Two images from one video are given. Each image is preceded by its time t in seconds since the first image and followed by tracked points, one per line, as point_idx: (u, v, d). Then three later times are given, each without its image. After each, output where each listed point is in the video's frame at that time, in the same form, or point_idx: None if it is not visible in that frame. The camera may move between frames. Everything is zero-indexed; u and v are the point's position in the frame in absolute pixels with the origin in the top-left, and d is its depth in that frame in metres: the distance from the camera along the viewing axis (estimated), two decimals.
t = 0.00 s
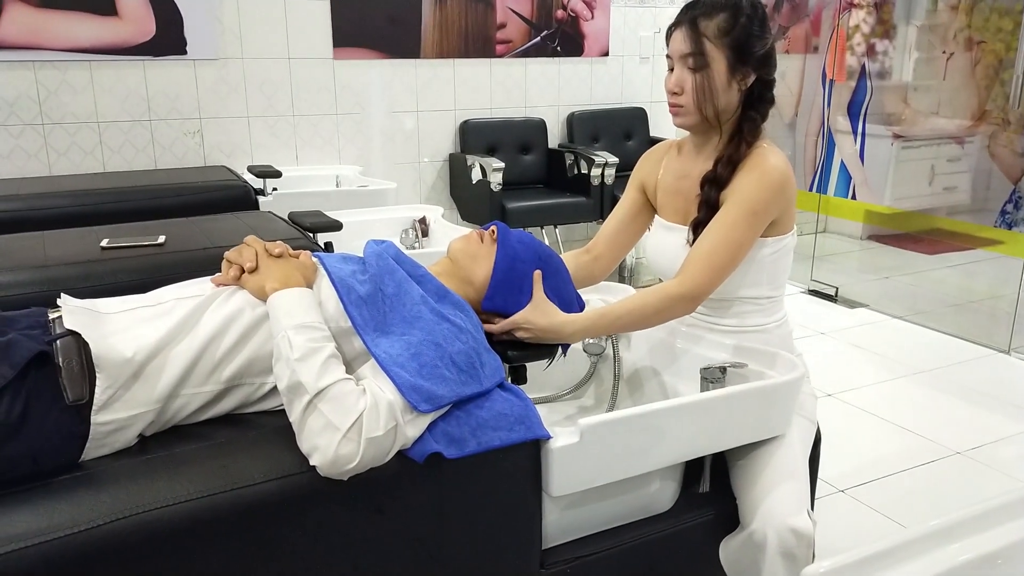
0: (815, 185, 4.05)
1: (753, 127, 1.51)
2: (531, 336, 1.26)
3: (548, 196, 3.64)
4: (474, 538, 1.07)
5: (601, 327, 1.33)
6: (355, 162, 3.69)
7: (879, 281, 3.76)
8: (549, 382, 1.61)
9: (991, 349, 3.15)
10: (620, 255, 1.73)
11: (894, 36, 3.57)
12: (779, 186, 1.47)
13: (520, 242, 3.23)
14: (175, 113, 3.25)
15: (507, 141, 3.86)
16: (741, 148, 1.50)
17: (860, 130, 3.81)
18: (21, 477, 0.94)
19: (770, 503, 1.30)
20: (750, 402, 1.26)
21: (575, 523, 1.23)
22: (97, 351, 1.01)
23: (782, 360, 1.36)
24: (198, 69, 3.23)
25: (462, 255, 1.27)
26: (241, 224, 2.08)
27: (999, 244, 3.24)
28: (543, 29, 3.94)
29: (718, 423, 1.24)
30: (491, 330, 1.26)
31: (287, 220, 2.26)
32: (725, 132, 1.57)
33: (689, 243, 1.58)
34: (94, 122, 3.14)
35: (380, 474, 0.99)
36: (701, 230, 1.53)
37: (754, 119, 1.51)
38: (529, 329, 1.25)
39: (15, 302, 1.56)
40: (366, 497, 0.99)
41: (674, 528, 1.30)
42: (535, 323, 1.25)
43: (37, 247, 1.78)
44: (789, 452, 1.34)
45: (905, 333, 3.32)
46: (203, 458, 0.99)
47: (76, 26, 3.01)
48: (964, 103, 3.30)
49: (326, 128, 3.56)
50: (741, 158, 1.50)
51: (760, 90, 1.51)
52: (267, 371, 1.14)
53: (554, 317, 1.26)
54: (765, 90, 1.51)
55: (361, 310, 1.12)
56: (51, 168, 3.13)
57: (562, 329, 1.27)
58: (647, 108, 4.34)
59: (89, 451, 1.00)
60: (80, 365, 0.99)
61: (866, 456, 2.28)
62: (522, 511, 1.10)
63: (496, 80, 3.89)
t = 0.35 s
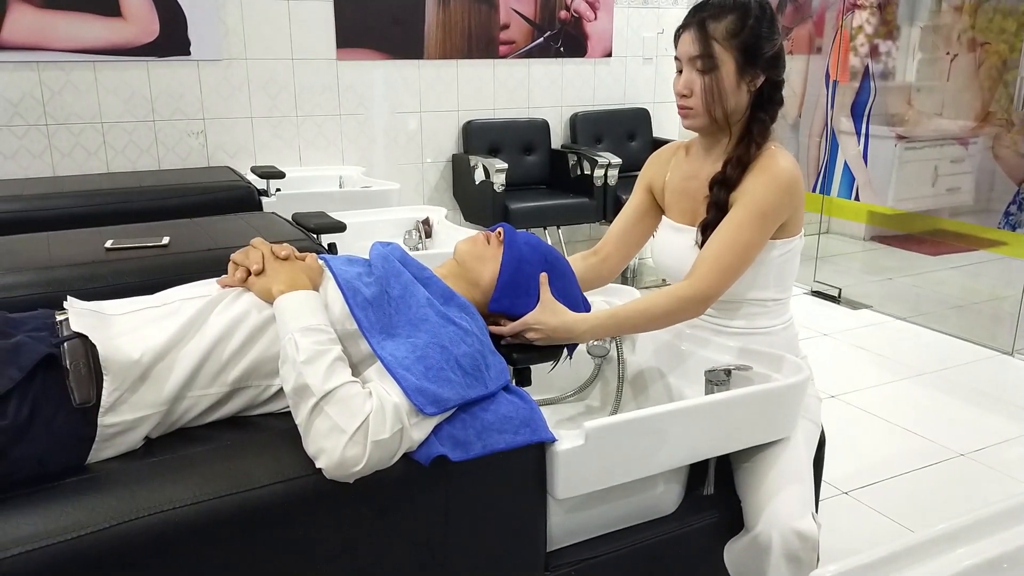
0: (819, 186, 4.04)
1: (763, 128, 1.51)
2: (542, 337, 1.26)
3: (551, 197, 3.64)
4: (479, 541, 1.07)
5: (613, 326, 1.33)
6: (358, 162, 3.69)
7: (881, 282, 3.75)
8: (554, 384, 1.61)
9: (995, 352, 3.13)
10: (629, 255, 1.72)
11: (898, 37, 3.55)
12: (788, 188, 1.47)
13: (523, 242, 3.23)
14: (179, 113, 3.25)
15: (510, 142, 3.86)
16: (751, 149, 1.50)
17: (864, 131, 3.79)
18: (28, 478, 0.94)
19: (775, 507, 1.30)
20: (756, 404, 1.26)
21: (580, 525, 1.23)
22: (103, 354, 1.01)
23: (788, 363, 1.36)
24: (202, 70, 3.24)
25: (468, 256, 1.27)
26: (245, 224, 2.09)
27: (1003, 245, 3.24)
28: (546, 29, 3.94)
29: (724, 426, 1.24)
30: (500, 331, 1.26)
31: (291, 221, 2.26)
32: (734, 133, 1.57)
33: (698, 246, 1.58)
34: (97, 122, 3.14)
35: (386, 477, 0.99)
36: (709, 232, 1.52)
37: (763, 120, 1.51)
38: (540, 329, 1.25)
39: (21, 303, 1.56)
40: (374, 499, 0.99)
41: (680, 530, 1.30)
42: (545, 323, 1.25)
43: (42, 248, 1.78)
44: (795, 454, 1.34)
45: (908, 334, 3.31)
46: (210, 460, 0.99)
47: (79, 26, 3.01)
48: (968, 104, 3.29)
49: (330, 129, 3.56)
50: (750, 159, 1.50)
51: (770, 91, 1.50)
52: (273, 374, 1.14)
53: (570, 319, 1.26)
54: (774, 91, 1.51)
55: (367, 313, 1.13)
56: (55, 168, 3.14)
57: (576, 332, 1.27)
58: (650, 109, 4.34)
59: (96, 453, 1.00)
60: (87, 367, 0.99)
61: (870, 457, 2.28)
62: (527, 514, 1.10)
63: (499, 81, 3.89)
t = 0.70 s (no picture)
0: (823, 187, 4.00)
1: (761, 133, 1.51)
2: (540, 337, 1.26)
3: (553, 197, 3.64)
4: (485, 545, 1.06)
5: (612, 331, 1.32)
6: (361, 162, 3.69)
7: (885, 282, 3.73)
8: (558, 385, 1.61)
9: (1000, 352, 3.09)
10: (629, 257, 1.72)
11: (901, 37, 3.56)
12: (788, 194, 1.46)
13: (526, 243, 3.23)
14: (182, 113, 3.25)
15: (513, 142, 3.86)
16: (749, 154, 1.50)
17: (868, 132, 3.78)
18: (32, 481, 0.94)
19: (780, 509, 1.30)
20: (760, 407, 1.26)
21: (586, 528, 1.23)
22: (105, 357, 1.01)
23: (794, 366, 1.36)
24: (205, 70, 3.24)
25: (471, 256, 1.27)
26: (249, 225, 2.08)
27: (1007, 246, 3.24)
28: (549, 29, 3.93)
29: (728, 429, 1.23)
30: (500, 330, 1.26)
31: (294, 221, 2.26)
32: (733, 137, 1.56)
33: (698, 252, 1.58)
34: (100, 123, 3.14)
35: (390, 480, 0.99)
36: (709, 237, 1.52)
37: (762, 124, 1.51)
38: (538, 328, 1.24)
39: (25, 303, 1.56)
40: (378, 504, 0.99)
41: (685, 534, 1.30)
42: (543, 323, 1.24)
43: (45, 249, 1.78)
44: (800, 457, 1.34)
45: (911, 334, 3.30)
46: (214, 463, 0.99)
47: (83, 26, 3.01)
48: (972, 104, 3.28)
49: (333, 129, 3.56)
50: (749, 164, 1.50)
51: (770, 94, 1.50)
52: (277, 377, 1.13)
53: (564, 321, 1.25)
54: (774, 95, 1.50)
55: (371, 316, 1.12)
56: (58, 168, 3.14)
57: (569, 334, 1.26)
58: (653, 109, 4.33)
59: (101, 457, 1.00)
60: (91, 370, 0.99)
61: (874, 459, 2.27)
62: (532, 517, 1.09)
63: (502, 81, 3.89)
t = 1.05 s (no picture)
0: (824, 188, 4.01)
1: (766, 130, 1.50)
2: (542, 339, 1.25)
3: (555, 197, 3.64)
4: (485, 547, 1.06)
5: (613, 331, 1.32)
6: (363, 163, 3.68)
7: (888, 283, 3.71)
8: (559, 386, 1.60)
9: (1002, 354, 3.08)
10: (631, 257, 1.72)
11: (904, 37, 3.56)
12: (791, 193, 1.46)
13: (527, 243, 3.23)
14: (184, 114, 3.25)
15: (515, 143, 3.85)
16: (753, 152, 1.49)
17: (870, 132, 3.79)
18: (31, 483, 0.93)
19: (782, 512, 1.29)
20: (763, 408, 1.25)
21: (586, 530, 1.22)
22: (105, 358, 1.00)
23: (797, 367, 1.35)
24: (207, 70, 3.23)
25: (473, 257, 1.26)
26: (251, 226, 2.08)
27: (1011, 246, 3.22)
28: (551, 29, 3.93)
29: (730, 430, 1.23)
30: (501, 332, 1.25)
31: (295, 222, 2.25)
32: (737, 136, 1.56)
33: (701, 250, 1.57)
34: (102, 123, 3.14)
35: (389, 481, 0.98)
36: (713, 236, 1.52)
37: (766, 122, 1.50)
38: (540, 331, 1.24)
39: (25, 304, 1.56)
40: (377, 505, 0.98)
41: (687, 535, 1.29)
42: (545, 325, 1.24)
43: (46, 249, 1.78)
44: (801, 459, 1.33)
45: (914, 336, 3.30)
46: (214, 464, 0.98)
47: (84, 27, 3.01)
48: (975, 104, 3.27)
49: (335, 130, 3.56)
50: (753, 162, 1.49)
51: (773, 93, 1.49)
52: (277, 378, 1.13)
53: (567, 324, 1.25)
54: (778, 93, 1.49)
55: (371, 316, 1.12)
56: (60, 169, 3.14)
57: (573, 337, 1.25)
58: (655, 109, 4.32)
59: (100, 458, 1.00)
60: (91, 371, 0.99)
61: (877, 460, 2.27)
62: (532, 519, 1.09)
63: (504, 81, 3.89)
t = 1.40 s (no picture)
0: (826, 189, 4.00)
1: (767, 131, 1.50)
2: (545, 341, 1.24)
3: (556, 198, 3.63)
4: (482, 549, 1.06)
5: (615, 332, 1.31)
6: (364, 163, 3.68)
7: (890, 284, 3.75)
8: (557, 388, 1.60)
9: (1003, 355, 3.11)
10: (633, 257, 1.72)
11: (906, 37, 3.53)
12: (793, 193, 1.45)
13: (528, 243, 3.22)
14: (184, 114, 3.25)
15: (516, 143, 3.85)
16: (756, 152, 1.49)
17: (870, 133, 3.76)
18: (28, 484, 0.93)
19: (780, 514, 1.29)
20: (761, 410, 1.25)
21: (584, 532, 1.22)
22: (102, 360, 1.00)
23: (796, 369, 1.34)
24: (207, 70, 3.23)
25: (472, 259, 1.26)
26: (250, 226, 2.08)
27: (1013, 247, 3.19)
28: (552, 30, 3.93)
29: (729, 432, 1.22)
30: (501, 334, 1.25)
31: (295, 222, 2.25)
32: (739, 136, 1.56)
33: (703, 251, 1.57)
34: (103, 123, 3.14)
35: (386, 483, 0.98)
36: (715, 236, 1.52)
37: (769, 123, 1.50)
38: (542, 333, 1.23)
39: (24, 305, 1.56)
40: (375, 507, 0.98)
41: (685, 538, 1.29)
42: (548, 327, 1.23)
43: (45, 249, 1.78)
44: (800, 462, 1.33)
45: (914, 337, 3.29)
46: (210, 466, 0.98)
47: (85, 27, 3.01)
48: (977, 105, 3.25)
49: (336, 130, 3.56)
50: (755, 162, 1.49)
51: (777, 94, 1.49)
52: (275, 379, 1.13)
53: (570, 326, 1.24)
54: (781, 94, 1.49)
55: (369, 318, 1.12)
56: (61, 169, 3.14)
57: (575, 339, 1.26)
58: (656, 110, 4.32)
59: (96, 460, 1.00)
60: (87, 373, 0.99)
61: (877, 463, 2.26)
62: (530, 521, 1.09)
63: (505, 81, 3.88)
